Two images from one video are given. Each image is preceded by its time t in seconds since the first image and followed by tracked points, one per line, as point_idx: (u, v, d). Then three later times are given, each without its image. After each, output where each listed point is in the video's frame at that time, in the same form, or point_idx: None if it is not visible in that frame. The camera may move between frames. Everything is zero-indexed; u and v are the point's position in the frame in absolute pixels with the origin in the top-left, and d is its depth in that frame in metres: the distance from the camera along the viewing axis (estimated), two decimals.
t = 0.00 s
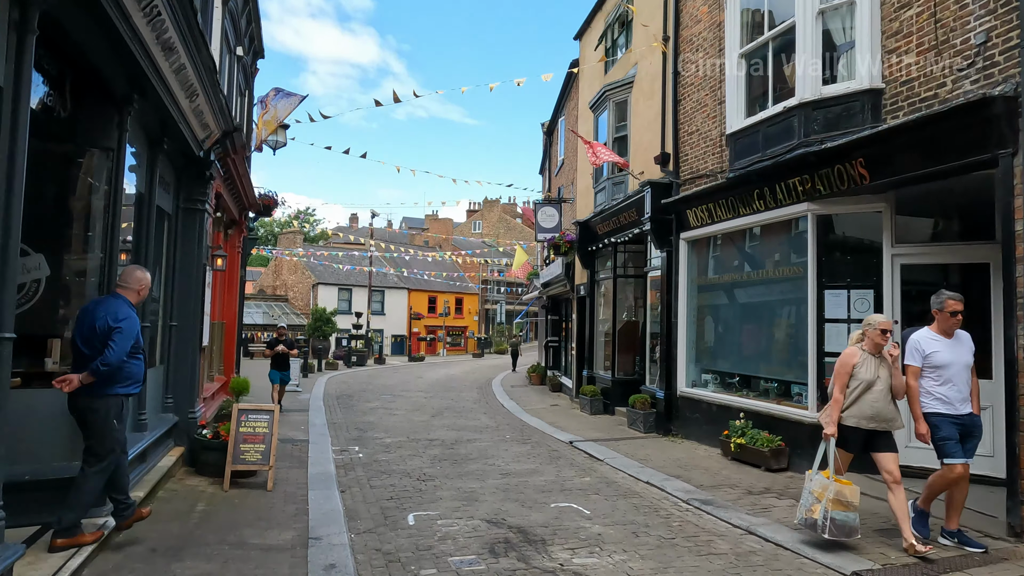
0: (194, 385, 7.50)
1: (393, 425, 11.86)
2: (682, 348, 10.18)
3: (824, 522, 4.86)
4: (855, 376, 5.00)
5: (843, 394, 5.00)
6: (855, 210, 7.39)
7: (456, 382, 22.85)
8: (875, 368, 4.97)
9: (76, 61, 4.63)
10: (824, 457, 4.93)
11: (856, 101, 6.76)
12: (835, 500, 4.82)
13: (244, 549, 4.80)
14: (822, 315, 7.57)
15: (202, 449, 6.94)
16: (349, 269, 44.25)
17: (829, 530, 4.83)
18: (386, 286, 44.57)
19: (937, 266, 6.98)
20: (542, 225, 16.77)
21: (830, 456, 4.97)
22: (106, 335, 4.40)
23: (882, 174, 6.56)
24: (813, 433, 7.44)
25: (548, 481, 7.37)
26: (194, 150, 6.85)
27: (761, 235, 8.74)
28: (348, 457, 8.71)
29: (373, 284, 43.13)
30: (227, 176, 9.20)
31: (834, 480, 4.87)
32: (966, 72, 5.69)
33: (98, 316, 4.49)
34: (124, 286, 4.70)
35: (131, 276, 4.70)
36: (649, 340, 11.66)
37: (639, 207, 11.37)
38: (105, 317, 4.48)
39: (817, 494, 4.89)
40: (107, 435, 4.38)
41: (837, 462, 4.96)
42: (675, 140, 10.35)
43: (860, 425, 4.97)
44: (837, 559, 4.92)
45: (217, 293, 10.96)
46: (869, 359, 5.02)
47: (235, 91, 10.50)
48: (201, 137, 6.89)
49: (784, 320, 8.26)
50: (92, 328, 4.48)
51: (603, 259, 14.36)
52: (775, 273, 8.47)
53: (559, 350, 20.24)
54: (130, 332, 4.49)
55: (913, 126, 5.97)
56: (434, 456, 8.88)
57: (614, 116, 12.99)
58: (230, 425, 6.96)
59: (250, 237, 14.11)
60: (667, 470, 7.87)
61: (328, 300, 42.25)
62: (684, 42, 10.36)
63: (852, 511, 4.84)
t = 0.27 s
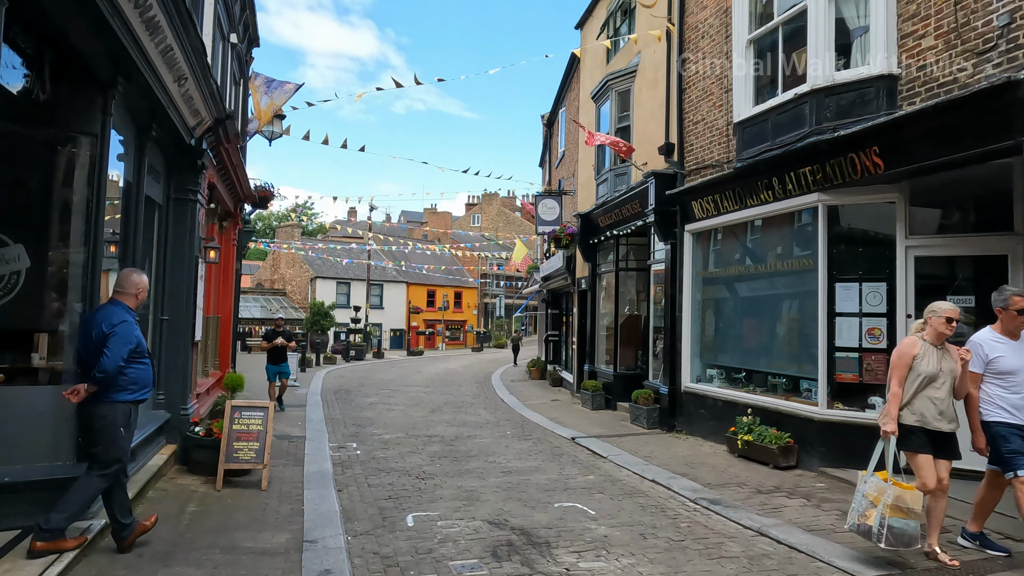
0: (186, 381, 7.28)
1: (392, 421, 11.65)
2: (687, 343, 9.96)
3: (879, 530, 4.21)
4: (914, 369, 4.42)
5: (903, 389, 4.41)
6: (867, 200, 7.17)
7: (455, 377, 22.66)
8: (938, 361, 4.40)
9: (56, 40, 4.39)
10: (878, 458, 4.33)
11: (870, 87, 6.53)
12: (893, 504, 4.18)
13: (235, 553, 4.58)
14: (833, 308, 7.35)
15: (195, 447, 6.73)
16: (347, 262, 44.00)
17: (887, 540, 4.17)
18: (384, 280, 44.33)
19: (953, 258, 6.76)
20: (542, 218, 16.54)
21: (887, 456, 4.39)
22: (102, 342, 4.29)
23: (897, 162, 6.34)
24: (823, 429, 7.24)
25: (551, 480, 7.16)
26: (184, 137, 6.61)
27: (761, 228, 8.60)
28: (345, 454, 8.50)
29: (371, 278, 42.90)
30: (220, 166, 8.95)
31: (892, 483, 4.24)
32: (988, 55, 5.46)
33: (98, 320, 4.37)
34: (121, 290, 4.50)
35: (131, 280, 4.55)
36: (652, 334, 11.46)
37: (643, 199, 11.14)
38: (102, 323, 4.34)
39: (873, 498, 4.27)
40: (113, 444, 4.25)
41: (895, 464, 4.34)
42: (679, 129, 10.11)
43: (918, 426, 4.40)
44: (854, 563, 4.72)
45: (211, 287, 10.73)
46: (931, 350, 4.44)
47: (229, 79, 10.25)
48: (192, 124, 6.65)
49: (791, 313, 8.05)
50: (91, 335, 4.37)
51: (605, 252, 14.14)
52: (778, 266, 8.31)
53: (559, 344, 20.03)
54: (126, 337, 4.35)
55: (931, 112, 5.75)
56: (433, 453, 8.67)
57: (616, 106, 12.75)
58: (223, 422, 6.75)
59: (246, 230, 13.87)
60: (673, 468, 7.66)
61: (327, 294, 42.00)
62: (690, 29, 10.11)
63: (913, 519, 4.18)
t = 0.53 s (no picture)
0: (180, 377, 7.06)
1: (391, 416, 11.45)
2: (693, 338, 9.75)
3: (963, 560, 3.79)
4: (995, 375, 4.08)
5: (981, 397, 4.08)
6: (883, 190, 6.94)
7: (455, 371, 22.48)
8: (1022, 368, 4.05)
9: (37, 16, 4.15)
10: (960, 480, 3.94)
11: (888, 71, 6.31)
12: (978, 530, 3.76)
13: (229, 557, 4.37)
14: (846, 301, 7.14)
15: (189, 444, 6.52)
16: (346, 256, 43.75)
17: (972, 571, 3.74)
18: (384, 274, 44.13)
19: (972, 249, 6.54)
20: (544, 210, 16.31)
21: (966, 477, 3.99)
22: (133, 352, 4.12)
23: (917, 149, 6.11)
24: (836, 425, 7.04)
25: (556, 478, 6.95)
26: (176, 123, 6.36)
27: (765, 221, 8.52)
28: (344, 451, 8.29)
29: (371, 272, 42.65)
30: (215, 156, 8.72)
31: (975, 506, 3.84)
32: (1014, 36, 5.24)
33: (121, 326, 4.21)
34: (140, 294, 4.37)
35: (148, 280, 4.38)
36: (657, 328, 11.25)
37: (648, 190, 10.90)
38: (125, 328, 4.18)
39: (954, 524, 3.87)
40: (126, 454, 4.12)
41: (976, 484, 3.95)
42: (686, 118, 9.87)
43: (998, 436, 4.05)
44: (877, 566, 4.50)
45: (206, 280, 10.49)
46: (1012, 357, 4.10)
47: (224, 66, 10.00)
48: (184, 110, 6.41)
49: (798, 306, 7.93)
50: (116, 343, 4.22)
51: (608, 245, 13.91)
52: (782, 260, 8.23)
53: (560, 338, 19.84)
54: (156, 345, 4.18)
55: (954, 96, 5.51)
56: (434, 450, 8.47)
57: (620, 95, 12.49)
58: (217, 419, 6.53)
59: (243, 222, 13.63)
60: (681, 465, 7.45)
61: (326, 288, 41.74)
62: (697, 14, 9.86)
63: (1002, 547, 3.73)
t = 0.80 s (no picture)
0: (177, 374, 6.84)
1: (394, 413, 11.24)
2: (704, 333, 9.54)
3: None
4: None
5: None
6: (904, 180, 6.69)
7: (458, 367, 22.28)
8: None
9: None
10: None
11: (912, 55, 6.06)
12: None
13: (224, 564, 4.15)
14: (865, 295, 6.90)
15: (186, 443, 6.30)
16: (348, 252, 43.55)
17: None
18: (386, 270, 43.92)
19: (998, 241, 6.29)
20: (549, 204, 16.07)
21: None
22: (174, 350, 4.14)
23: (942, 136, 5.86)
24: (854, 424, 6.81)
25: (565, 478, 6.72)
26: (171, 111, 6.13)
27: (771, 215, 8.42)
28: (346, 450, 8.07)
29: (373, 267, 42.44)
30: (213, 146, 8.50)
31: None
32: None
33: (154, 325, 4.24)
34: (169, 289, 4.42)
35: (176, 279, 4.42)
36: (665, 323, 11.01)
37: (656, 183, 10.65)
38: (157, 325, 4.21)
39: None
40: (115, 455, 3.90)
41: None
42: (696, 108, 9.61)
43: None
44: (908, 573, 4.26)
45: (204, 274, 10.26)
46: None
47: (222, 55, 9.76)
48: (180, 97, 6.18)
49: (807, 300, 7.80)
50: (151, 344, 4.20)
51: (614, 239, 13.67)
52: (788, 254, 8.15)
53: (565, 334, 19.61)
54: (194, 341, 4.26)
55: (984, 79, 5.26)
56: (438, 449, 8.24)
57: (627, 86, 12.23)
58: (214, 417, 6.30)
59: (243, 216, 13.40)
60: (693, 465, 7.22)
61: (327, 284, 41.53)
62: (708, 1, 9.59)
63: None
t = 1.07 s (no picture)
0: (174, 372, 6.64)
1: (397, 412, 11.03)
2: (714, 330, 9.30)
3: None
4: None
5: None
6: (926, 171, 6.43)
7: (461, 365, 22.07)
8: None
9: None
10: None
11: (937, 41, 5.83)
12: None
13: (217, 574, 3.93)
14: (884, 291, 6.66)
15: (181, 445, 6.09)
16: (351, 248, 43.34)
17: None
18: (388, 266, 43.72)
19: None
20: (553, 198, 15.83)
21: None
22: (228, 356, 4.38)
23: (968, 125, 5.61)
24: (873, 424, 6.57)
25: (574, 481, 6.50)
26: (164, 100, 5.89)
27: (778, 210, 8.30)
28: (347, 451, 7.85)
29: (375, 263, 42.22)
30: (210, 138, 8.27)
31: None
32: None
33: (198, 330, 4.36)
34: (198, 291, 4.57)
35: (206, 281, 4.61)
36: (674, 320, 10.77)
37: (665, 177, 10.41)
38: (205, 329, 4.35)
39: None
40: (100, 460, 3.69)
41: None
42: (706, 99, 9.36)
43: None
44: None
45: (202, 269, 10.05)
46: None
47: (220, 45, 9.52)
48: (173, 86, 5.93)
49: (816, 296, 7.69)
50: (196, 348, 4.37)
51: (620, 234, 13.42)
52: (795, 250, 8.06)
53: (569, 331, 19.37)
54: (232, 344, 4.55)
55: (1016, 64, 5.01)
56: (441, 449, 8.02)
57: (634, 78, 11.97)
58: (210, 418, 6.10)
59: (243, 210, 13.18)
60: (705, 466, 7.00)
61: (330, 280, 41.32)
62: None
63: None
